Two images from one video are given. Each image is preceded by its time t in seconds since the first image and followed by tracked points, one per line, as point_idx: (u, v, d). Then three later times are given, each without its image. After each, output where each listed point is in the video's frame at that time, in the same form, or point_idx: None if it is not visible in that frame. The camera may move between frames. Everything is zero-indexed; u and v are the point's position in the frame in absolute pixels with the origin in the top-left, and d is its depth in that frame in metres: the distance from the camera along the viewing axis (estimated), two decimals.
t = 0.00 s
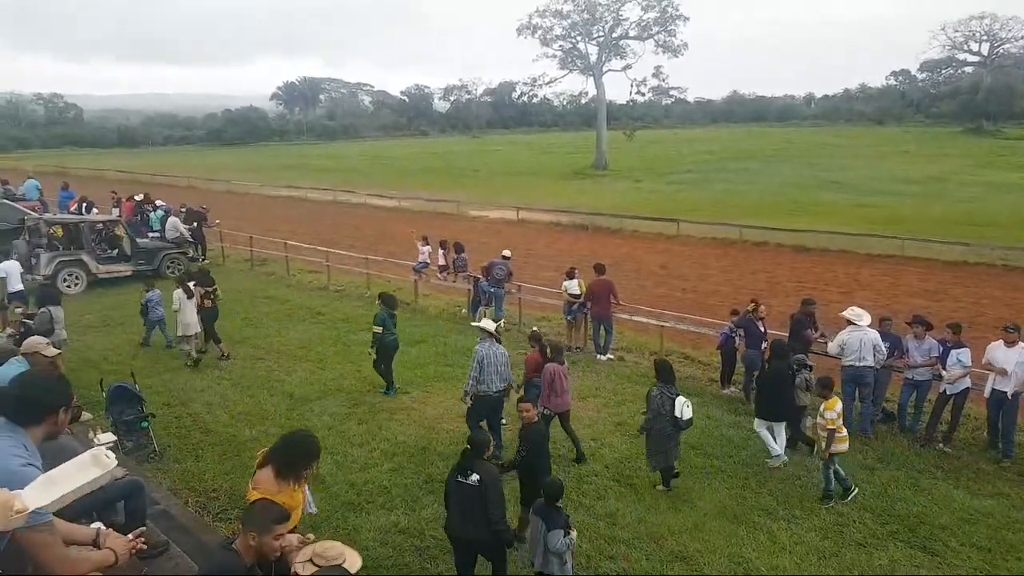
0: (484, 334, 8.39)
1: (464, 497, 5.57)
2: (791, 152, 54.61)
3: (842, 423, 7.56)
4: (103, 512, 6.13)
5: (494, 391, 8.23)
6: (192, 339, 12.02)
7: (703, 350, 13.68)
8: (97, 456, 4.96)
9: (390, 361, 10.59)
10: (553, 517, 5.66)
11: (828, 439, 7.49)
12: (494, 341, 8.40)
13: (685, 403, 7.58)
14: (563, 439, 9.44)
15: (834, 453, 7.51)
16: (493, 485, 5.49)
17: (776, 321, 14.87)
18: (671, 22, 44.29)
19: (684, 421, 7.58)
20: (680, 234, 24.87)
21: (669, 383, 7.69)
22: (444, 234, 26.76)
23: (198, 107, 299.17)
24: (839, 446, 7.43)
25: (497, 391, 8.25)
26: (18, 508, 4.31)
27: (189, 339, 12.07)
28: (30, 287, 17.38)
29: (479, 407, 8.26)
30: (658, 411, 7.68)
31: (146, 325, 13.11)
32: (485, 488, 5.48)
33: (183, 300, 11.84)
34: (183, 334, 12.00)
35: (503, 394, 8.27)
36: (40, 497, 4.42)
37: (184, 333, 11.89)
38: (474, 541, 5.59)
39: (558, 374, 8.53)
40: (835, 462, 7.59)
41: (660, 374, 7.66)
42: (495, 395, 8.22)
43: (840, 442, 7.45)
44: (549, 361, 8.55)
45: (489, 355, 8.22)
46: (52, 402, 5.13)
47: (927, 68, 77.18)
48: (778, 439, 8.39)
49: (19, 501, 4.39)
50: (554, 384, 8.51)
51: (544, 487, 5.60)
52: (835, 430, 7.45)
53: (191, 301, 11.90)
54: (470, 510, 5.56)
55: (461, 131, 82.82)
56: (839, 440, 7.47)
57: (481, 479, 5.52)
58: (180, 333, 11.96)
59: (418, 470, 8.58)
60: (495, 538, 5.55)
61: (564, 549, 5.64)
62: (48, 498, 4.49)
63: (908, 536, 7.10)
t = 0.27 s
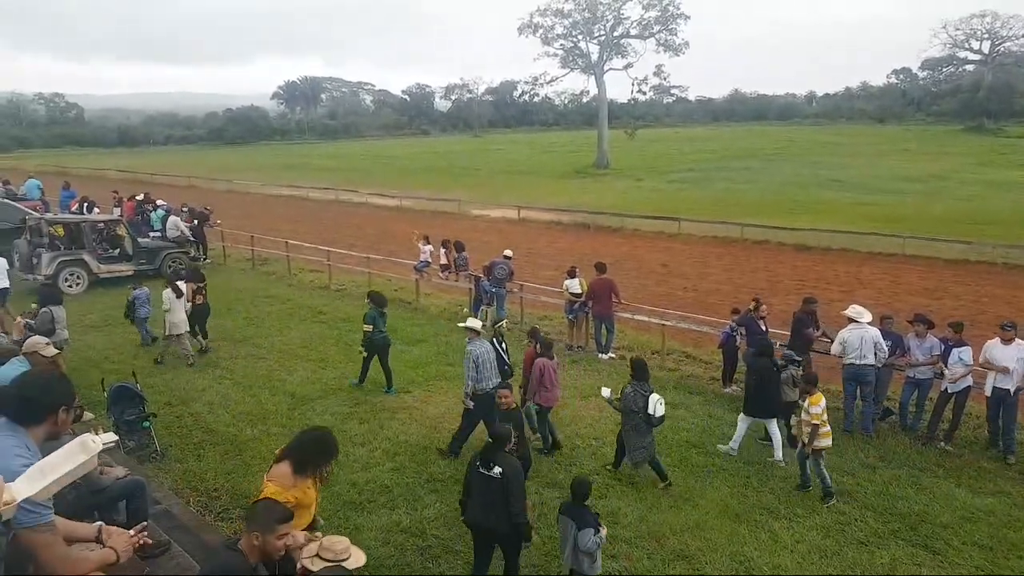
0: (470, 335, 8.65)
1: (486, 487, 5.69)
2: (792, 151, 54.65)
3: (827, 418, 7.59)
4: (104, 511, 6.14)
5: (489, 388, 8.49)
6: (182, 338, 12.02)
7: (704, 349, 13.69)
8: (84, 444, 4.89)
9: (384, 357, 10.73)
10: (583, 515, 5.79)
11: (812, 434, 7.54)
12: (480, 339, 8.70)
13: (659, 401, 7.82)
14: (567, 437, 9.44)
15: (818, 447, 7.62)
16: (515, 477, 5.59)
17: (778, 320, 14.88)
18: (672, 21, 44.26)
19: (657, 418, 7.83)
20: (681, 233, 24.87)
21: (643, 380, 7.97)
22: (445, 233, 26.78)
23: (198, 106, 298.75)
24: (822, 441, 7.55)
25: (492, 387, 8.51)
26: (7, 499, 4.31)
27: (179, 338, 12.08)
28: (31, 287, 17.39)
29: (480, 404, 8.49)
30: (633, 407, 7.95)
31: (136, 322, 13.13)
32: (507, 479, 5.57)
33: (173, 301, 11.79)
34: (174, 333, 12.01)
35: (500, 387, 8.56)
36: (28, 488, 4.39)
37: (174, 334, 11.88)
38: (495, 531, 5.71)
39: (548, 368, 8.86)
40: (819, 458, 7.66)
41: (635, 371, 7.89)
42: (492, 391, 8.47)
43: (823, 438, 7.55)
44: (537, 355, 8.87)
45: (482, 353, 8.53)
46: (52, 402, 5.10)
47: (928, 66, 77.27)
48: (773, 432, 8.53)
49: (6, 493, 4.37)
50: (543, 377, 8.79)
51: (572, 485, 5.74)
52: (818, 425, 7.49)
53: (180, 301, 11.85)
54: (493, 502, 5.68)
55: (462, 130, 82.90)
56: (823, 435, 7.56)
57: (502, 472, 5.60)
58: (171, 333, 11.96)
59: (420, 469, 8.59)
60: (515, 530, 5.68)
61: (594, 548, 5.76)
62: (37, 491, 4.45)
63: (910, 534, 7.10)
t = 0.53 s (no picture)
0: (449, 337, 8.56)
1: (503, 477, 5.84)
2: (793, 151, 54.66)
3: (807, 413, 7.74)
4: (105, 509, 6.12)
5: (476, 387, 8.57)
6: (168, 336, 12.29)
7: (704, 349, 13.70)
8: (86, 446, 5.10)
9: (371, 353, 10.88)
10: (607, 506, 5.84)
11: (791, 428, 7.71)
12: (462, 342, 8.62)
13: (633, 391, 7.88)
14: (567, 437, 9.44)
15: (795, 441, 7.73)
16: (531, 468, 5.77)
17: (778, 320, 14.89)
18: (674, 20, 44.24)
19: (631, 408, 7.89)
20: (682, 233, 24.88)
21: (618, 370, 8.00)
22: (446, 232, 26.80)
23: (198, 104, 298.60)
24: (801, 435, 7.66)
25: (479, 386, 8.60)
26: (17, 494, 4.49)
27: (166, 335, 12.35)
28: (33, 285, 17.42)
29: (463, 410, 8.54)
30: (609, 398, 7.97)
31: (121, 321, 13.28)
32: (523, 470, 5.75)
33: (156, 299, 12.04)
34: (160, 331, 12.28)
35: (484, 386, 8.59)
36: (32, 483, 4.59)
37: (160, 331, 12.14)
38: (512, 519, 5.83)
39: (537, 367, 8.76)
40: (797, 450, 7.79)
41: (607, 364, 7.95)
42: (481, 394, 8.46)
43: (803, 431, 7.66)
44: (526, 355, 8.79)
45: (465, 355, 8.52)
46: (53, 401, 5.09)
47: (930, 66, 77.19)
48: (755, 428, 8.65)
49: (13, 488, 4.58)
50: (533, 376, 8.73)
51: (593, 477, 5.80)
52: (798, 419, 7.64)
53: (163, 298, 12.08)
54: (508, 491, 5.82)
55: (464, 129, 82.94)
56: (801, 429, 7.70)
57: (518, 464, 5.79)
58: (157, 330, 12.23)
59: (421, 468, 8.59)
60: (532, 517, 5.82)
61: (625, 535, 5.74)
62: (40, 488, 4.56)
63: (910, 535, 7.10)
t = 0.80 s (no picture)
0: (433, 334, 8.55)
1: (517, 476, 5.85)
2: (793, 150, 54.66)
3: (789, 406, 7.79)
4: (104, 509, 6.11)
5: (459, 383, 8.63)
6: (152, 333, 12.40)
7: (704, 349, 13.69)
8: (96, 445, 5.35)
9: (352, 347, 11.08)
10: (627, 498, 5.84)
11: (773, 420, 7.76)
12: (445, 338, 8.54)
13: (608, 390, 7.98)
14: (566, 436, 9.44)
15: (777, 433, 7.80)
16: (543, 466, 5.75)
17: (779, 319, 14.88)
18: (674, 20, 44.22)
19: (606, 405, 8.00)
20: (681, 232, 24.86)
21: (591, 370, 8.01)
22: (445, 232, 26.80)
23: (202, 104, 298.70)
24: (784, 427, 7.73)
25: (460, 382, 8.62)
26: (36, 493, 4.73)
27: (150, 334, 12.47)
28: (33, 284, 17.41)
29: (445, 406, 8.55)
30: (584, 398, 8.02)
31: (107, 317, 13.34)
32: (536, 468, 5.75)
33: (143, 295, 12.25)
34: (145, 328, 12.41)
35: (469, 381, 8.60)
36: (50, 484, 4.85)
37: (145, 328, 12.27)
38: (527, 517, 5.87)
39: (524, 361, 8.87)
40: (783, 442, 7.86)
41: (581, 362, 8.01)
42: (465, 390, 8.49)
43: (785, 424, 7.72)
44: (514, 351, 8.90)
45: (449, 352, 8.45)
46: (52, 400, 5.09)
47: (930, 65, 77.17)
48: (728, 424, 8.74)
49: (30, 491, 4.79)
50: (520, 369, 8.84)
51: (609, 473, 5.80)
52: (780, 412, 7.71)
53: (150, 295, 12.31)
54: (522, 489, 5.84)
55: (463, 129, 82.95)
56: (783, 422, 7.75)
57: (530, 461, 5.78)
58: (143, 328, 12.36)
59: (421, 468, 8.59)
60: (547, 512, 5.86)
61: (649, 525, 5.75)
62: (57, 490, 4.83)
63: (910, 534, 7.10)
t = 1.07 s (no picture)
0: (424, 331, 8.64)
1: (532, 470, 5.96)
2: (793, 150, 54.67)
3: (771, 404, 8.00)
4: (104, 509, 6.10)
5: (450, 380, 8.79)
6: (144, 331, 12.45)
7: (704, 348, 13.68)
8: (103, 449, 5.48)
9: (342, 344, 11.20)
10: (642, 487, 5.77)
11: (753, 417, 7.99)
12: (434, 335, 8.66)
13: (579, 383, 7.79)
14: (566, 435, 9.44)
15: (756, 430, 8.03)
16: (556, 459, 5.87)
17: (779, 319, 14.87)
18: (674, 19, 44.22)
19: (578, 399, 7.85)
20: (681, 232, 24.86)
21: (563, 363, 8.06)
22: (445, 231, 26.80)
23: (202, 104, 298.93)
24: (761, 425, 7.95)
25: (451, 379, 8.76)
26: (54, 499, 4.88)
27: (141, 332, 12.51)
28: (32, 284, 17.39)
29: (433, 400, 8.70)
30: (557, 392, 8.01)
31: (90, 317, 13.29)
32: (548, 460, 5.87)
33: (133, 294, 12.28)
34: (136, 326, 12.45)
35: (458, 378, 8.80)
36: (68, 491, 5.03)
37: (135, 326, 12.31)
38: (540, 511, 5.95)
39: (513, 358, 8.84)
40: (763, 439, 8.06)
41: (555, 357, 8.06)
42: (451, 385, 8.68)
43: (765, 420, 7.94)
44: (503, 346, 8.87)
45: (436, 348, 8.55)
46: (51, 399, 5.08)
47: (930, 65, 77.20)
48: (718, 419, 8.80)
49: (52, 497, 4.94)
50: (508, 366, 8.82)
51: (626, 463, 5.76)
52: (760, 409, 7.93)
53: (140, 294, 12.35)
54: (534, 482, 5.95)
55: (463, 128, 82.95)
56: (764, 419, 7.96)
57: (544, 454, 5.91)
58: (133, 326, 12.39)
59: (421, 468, 8.58)
60: (556, 508, 5.87)
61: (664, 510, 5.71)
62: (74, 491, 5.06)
63: (910, 534, 7.10)
